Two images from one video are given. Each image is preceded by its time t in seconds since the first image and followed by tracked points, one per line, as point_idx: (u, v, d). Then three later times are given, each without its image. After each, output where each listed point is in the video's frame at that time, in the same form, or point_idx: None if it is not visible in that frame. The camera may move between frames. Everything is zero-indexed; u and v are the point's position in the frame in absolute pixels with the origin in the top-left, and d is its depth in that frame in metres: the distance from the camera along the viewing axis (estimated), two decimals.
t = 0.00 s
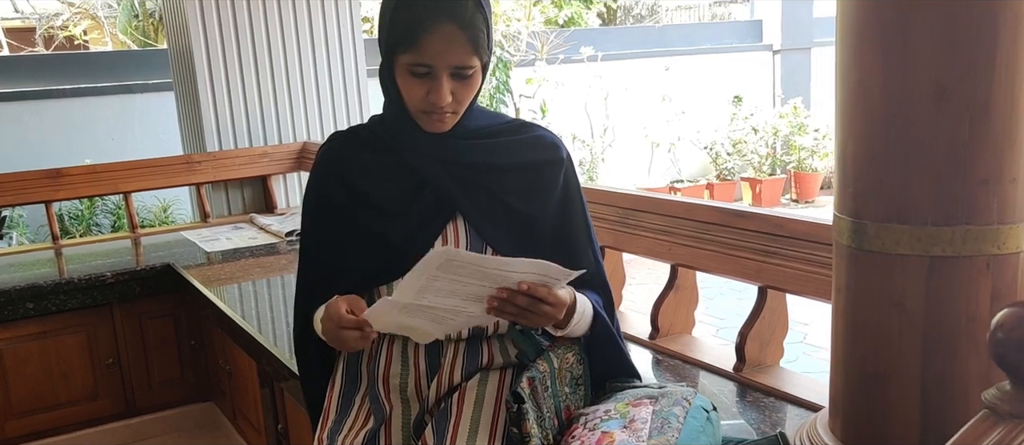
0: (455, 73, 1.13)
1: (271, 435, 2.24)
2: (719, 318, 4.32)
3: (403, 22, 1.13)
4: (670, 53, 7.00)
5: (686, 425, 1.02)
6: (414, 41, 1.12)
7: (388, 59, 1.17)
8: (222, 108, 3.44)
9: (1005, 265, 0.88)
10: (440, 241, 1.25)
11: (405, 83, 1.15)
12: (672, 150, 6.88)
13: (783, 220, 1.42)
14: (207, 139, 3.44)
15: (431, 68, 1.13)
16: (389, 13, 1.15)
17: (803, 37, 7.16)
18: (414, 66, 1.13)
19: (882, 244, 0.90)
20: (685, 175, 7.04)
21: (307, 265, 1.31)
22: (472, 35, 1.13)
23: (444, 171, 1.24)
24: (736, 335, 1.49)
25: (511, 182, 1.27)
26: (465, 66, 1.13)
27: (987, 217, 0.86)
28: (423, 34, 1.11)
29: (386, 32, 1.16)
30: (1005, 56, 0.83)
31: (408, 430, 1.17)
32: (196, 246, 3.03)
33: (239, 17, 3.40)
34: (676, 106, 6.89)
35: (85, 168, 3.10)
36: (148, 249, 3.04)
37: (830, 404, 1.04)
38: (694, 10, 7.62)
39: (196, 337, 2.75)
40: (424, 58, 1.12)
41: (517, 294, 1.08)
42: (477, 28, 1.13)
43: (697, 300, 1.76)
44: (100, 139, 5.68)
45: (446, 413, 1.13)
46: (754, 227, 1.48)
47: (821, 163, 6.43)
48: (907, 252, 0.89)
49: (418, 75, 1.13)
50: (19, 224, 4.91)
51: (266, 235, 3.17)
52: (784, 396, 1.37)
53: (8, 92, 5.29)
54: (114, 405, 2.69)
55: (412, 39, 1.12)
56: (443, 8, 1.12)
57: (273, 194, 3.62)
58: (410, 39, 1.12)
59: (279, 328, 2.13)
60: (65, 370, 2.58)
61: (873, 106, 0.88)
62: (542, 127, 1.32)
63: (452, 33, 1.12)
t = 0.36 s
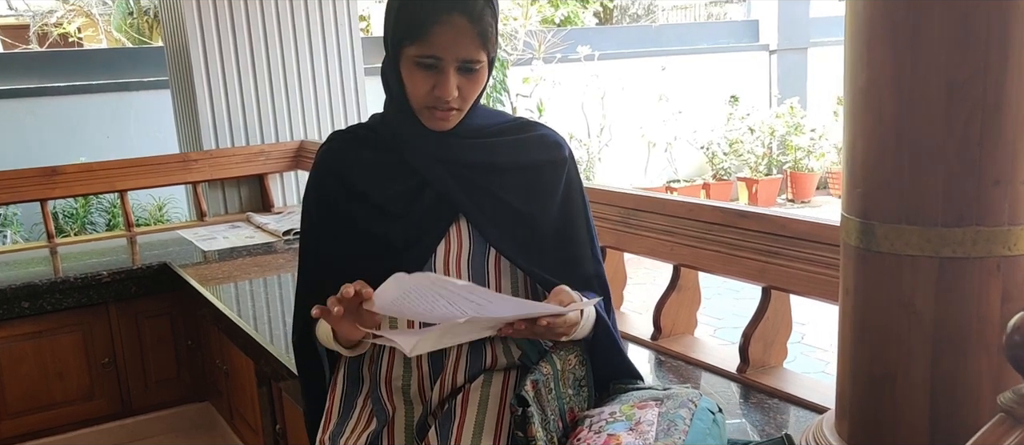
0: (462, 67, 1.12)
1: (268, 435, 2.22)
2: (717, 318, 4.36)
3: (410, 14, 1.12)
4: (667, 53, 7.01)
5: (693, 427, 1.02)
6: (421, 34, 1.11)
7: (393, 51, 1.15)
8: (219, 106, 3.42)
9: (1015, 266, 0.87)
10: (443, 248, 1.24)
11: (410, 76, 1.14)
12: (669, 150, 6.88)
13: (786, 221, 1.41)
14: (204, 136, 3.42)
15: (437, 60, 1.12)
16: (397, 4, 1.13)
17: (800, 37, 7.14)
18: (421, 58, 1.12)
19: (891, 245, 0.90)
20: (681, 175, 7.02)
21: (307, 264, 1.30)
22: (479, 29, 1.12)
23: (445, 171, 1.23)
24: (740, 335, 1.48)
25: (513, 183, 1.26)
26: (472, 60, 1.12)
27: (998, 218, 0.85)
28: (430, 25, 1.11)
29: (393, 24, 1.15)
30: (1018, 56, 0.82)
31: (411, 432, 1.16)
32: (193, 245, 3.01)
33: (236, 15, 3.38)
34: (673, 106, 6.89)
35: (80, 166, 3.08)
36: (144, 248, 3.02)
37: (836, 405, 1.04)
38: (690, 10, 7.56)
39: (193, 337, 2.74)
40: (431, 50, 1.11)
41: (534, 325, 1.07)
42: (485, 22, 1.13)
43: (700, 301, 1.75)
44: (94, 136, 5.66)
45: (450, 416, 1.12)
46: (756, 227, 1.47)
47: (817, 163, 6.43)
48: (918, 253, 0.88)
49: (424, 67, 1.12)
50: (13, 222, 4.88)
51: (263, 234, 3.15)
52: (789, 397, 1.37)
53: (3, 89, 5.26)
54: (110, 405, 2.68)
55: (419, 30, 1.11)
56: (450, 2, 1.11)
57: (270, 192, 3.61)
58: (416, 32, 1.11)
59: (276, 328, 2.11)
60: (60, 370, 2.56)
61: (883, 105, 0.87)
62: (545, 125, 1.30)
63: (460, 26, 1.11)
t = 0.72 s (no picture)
0: (466, 68, 1.12)
1: (265, 439, 2.21)
2: (713, 319, 4.37)
3: (416, 14, 1.12)
4: (662, 54, 6.99)
5: (700, 431, 1.06)
6: (426, 34, 1.11)
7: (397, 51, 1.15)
8: (214, 107, 3.40)
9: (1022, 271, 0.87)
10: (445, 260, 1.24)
11: (414, 77, 1.14)
12: (663, 151, 6.86)
13: (788, 225, 1.42)
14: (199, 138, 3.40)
15: (442, 61, 1.11)
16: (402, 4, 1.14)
17: (793, 38, 7.14)
18: (425, 59, 1.12)
19: (898, 249, 0.89)
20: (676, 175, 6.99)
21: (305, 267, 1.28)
22: (484, 30, 1.12)
23: (446, 175, 1.22)
24: (743, 339, 1.49)
25: (514, 187, 1.25)
26: (476, 61, 1.12)
27: (1005, 223, 0.85)
28: (436, 25, 1.11)
29: (398, 24, 1.15)
30: None
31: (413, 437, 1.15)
32: (189, 247, 2.99)
33: (231, 16, 3.36)
34: (667, 107, 6.88)
35: (74, 168, 3.06)
36: (139, 250, 3.00)
37: (842, 410, 1.03)
38: (683, 11, 7.63)
39: (189, 339, 2.72)
40: (436, 50, 1.11)
41: (526, 319, 1.07)
42: (490, 24, 1.13)
43: (700, 304, 1.75)
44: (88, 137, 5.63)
45: (453, 422, 1.12)
46: (758, 230, 1.48)
47: (811, 164, 6.45)
48: (925, 257, 0.87)
49: (429, 68, 1.12)
50: (5, 224, 4.85)
51: (259, 236, 3.13)
52: (791, 401, 1.38)
53: None
54: (105, 409, 2.66)
55: (425, 30, 1.11)
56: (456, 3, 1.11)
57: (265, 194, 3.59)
58: (422, 32, 1.11)
59: (273, 330, 2.10)
60: (55, 373, 2.54)
61: (891, 108, 0.86)
62: (546, 129, 1.30)
63: (466, 26, 1.11)
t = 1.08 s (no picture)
0: (473, 75, 1.14)
1: None
2: (708, 322, 4.37)
3: (424, 20, 1.13)
4: (656, 57, 6.95)
5: (704, 438, 1.10)
6: (433, 40, 1.12)
7: (403, 57, 1.16)
8: (208, 111, 3.39)
9: None
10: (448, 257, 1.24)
11: (421, 83, 1.15)
12: (657, 154, 6.88)
13: (790, 229, 1.43)
14: (193, 142, 3.39)
15: (449, 68, 1.13)
16: (410, 10, 1.15)
17: (786, 41, 7.14)
18: (433, 65, 1.13)
19: (902, 255, 0.89)
20: (670, 179, 7.02)
21: (305, 271, 1.28)
22: (492, 37, 1.14)
23: (448, 179, 1.23)
24: (744, 344, 1.49)
25: (515, 192, 1.25)
26: (484, 68, 1.14)
27: (1009, 228, 0.85)
28: (445, 32, 1.12)
29: (404, 30, 1.16)
30: None
31: None
32: (183, 252, 2.98)
33: (226, 20, 3.35)
34: (661, 110, 6.88)
35: (67, 172, 3.04)
36: (133, 255, 2.98)
37: (846, 414, 1.02)
38: (676, 14, 7.61)
39: (184, 344, 2.71)
40: (444, 57, 1.12)
41: (527, 313, 1.06)
42: (498, 31, 1.15)
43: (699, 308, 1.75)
44: (80, 142, 5.60)
45: (454, 430, 1.14)
46: (758, 234, 1.50)
47: (805, 167, 6.46)
48: (929, 262, 0.87)
49: (435, 74, 1.13)
50: None
51: (254, 241, 3.12)
52: (791, 405, 1.38)
53: None
54: (99, 415, 2.64)
55: (433, 37, 1.13)
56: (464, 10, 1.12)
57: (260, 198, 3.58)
58: (429, 38, 1.13)
59: (269, 334, 2.09)
60: (49, 379, 2.52)
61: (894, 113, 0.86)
62: (550, 135, 1.30)
63: (474, 34, 1.12)
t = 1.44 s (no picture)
0: (473, 82, 1.14)
1: None
2: (701, 325, 4.38)
3: (424, 26, 1.13)
4: (646, 60, 6.93)
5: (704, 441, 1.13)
6: (433, 47, 1.12)
7: (402, 61, 1.17)
8: (199, 114, 3.37)
9: None
10: (445, 258, 1.23)
11: (420, 89, 1.15)
12: (648, 157, 6.86)
13: (788, 232, 1.44)
14: (184, 145, 3.37)
15: (449, 75, 1.13)
16: (410, 14, 1.15)
17: (776, 44, 7.17)
18: (432, 72, 1.13)
19: (901, 257, 0.89)
20: (662, 182, 7.00)
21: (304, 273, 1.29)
22: (493, 45, 1.14)
23: (445, 182, 1.23)
24: (741, 346, 1.50)
25: (512, 196, 1.25)
26: (483, 75, 1.14)
27: (1009, 231, 0.85)
28: (445, 39, 1.12)
29: (404, 35, 1.16)
30: None
31: None
32: (175, 256, 2.96)
33: (217, 23, 3.33)
34: (651, 113, 6.87)
35: (57, 176, 3.02)
36: (123, 259, 2.96)
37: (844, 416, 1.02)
38: (665, 17, 7.59)
39: (175, 349, 2.69)
40: (444, 64, 1.12)
41: (528, 316, 1.06)
42: (498, 37, 1.14)
43: (696, 311, 1.76)
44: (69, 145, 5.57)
45: (453, 434, 1.16)
46: (755, 237, 1.50)
47: (795, 170, 6.47)
48: (929, 265, 0.87)
49: (435, 81, 1.14)
50: None
51: (246, 245, 3.10)
52: (789, 408, 1.39)
53: None
54: (90, 421, 2.62)
55: (433, 43, 1.12)
56: (463, 15, 1.12)
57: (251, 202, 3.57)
58: (428, 45, 1.13)
59: (263, 338, 2.08)
60: (39, 385, 2.50)
61: (894, 117, 0.86)
62: (548, 138, 1.29)
63: (475, 41, 1.12)
